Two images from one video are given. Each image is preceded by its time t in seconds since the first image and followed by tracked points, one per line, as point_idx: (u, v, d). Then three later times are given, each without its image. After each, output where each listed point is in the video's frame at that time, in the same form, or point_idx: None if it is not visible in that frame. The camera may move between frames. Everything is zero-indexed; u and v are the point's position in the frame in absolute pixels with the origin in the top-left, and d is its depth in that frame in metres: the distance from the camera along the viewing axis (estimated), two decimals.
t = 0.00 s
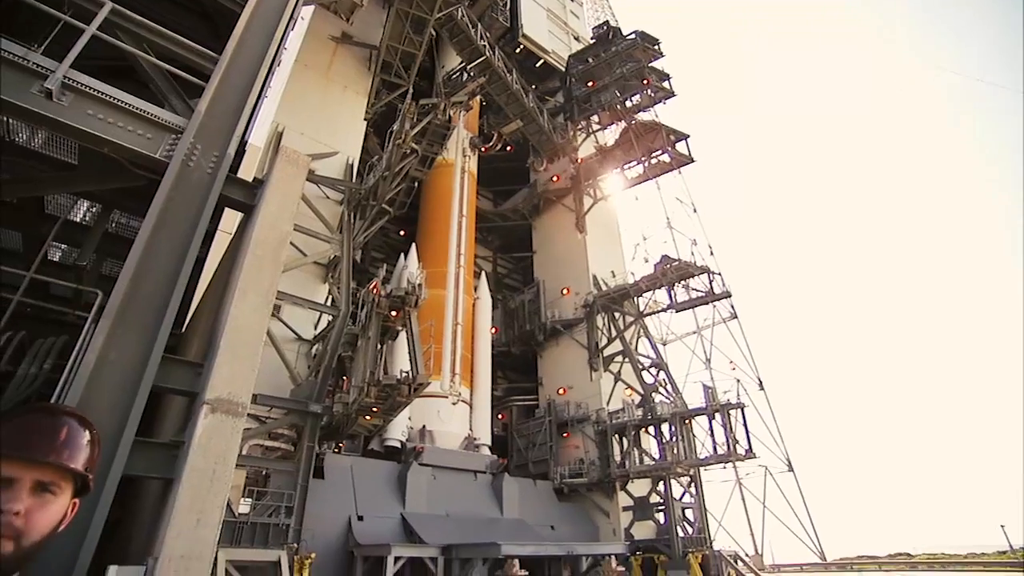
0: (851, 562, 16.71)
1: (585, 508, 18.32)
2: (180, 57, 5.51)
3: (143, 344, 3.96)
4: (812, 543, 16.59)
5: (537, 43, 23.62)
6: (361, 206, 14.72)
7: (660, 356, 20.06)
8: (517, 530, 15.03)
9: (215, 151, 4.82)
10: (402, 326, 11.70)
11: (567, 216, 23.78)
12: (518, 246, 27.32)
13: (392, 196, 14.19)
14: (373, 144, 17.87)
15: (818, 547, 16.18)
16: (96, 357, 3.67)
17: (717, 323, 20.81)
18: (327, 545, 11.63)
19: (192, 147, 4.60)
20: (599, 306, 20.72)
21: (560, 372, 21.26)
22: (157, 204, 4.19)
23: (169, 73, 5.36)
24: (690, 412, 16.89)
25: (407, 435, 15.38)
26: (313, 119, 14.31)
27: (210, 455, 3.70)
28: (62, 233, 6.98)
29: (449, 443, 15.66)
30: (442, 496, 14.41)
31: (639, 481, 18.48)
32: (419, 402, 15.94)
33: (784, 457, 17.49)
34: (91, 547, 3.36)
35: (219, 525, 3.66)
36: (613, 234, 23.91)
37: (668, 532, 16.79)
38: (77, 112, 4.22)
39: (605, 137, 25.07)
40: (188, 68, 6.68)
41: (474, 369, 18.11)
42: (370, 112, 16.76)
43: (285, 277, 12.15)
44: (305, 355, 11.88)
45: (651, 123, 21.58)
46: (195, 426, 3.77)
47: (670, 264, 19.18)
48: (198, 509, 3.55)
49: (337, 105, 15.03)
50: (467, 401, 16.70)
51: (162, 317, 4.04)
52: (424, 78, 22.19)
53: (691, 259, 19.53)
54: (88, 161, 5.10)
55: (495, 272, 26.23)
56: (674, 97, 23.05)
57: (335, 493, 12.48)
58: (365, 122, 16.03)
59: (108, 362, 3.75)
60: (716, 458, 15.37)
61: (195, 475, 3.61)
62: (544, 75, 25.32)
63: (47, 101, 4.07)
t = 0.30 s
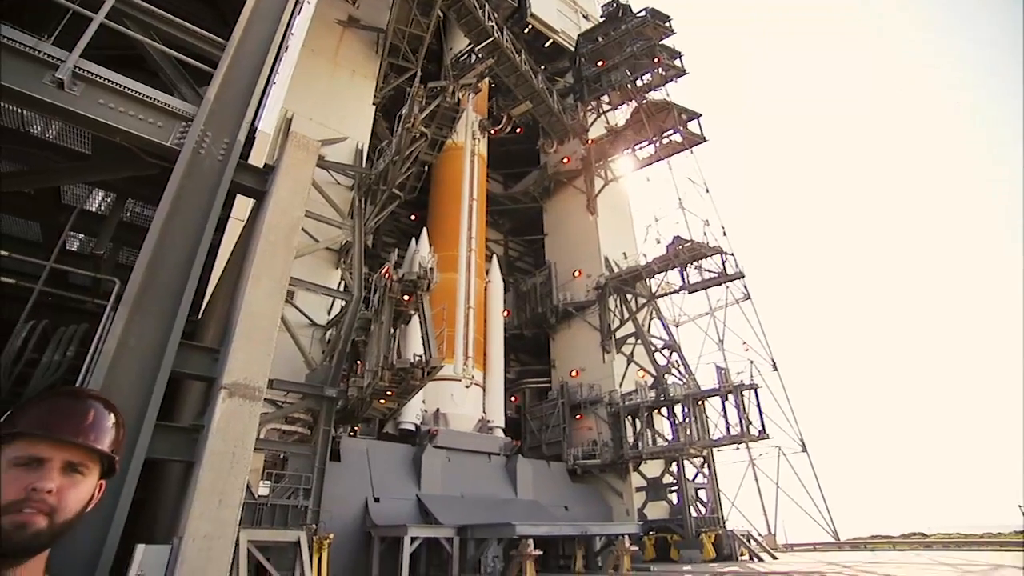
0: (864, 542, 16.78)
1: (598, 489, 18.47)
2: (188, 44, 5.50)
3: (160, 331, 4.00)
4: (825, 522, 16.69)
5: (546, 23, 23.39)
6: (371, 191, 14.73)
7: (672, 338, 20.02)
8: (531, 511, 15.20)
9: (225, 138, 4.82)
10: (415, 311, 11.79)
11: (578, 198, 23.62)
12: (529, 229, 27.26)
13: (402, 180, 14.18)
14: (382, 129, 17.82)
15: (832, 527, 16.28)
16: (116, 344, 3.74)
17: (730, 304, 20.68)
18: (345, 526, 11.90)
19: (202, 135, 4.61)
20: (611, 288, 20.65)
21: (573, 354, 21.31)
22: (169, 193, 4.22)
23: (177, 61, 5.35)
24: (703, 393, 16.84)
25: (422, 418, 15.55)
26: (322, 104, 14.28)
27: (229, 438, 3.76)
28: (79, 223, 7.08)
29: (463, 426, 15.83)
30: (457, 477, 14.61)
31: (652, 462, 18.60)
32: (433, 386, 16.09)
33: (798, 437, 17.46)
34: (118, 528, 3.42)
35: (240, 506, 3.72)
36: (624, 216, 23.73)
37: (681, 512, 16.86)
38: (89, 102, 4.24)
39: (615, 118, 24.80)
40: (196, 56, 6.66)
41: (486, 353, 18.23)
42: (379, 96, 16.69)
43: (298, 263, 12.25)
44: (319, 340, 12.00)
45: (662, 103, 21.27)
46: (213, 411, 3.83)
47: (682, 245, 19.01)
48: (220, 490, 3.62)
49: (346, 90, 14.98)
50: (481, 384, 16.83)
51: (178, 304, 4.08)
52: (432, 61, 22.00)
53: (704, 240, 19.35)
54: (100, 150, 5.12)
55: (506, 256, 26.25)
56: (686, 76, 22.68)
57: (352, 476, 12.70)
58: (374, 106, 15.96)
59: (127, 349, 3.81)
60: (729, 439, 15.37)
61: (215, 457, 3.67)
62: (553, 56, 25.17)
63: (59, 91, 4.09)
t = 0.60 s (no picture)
0: (881, 519, 16.78)
1: (614, 468, 18.62)
2: (197, 29, 5.47)
3: (181, 316, 4.05)
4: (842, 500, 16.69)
5: None
6: (384, 174, 14.73)
7: (687, 316, 19.95)
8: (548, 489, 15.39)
9: (237, 123, 4.82)
10: (429, 292, 11.88)
11: (591, 177, 23.41)
12: (542, 209, 27.11)
13: (413, 162, 14.15)
14: (393, 111, 17.76)
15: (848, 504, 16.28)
16: (138, 328, 3.80)
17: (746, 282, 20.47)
18: (365, 504, 12.19)
19: (215, 120, 4.61)
20: (625, 267, 20.54)
21: (587, 334, 21.35)
22: (185, 179, 4.24)
23: (187, 46, 5.32)
24: (718, 371, 16.74)
25: (438, 399, 15.73)
26: (333, 87, 14.23)
27: (250, 419, 3.81)
28: (98, 211, 7.19)
29: (479, 406, 16.01)
30: (474, 456, 14.79)
31: (667, 440, 18.68)
32: (449, 367, 16.23)
33: (816, 415, 17.34)
34: (146, 506, 3.48)
35: (263, 485, 3.77)
36: (638, 195, 23.49)
37: (697, 490, 16.94)
38: (102, 90, 4.26)
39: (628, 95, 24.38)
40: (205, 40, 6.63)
41: (501, 333, 18.33)
42: (389, 78, 16.57)
43: (313, 247, 12.35)
44: (335, 323, 12.15)
45: (676, 79, 20.89)
46: (234, 392, 3.87)
47: (697, 224, 18.76)
48: (243, 470, 3.67)
49: (356, 72, 14.88)
50: (496, 364, 16.96)
51: (196, 288, 4.13)
52: (441, 40, 21.75)
53: (719, 218, 19.09)
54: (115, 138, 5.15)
55: (520, 236, 26.22)
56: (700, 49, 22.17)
57: (370, 456, 12.95)
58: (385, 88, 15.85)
59: (150, 334, 3.88)
60: (745, 417, 15.35)
61: (237, 437, 3.72)
62: (564, 33, 24.98)
63: (73, 79, 4.12)
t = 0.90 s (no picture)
0: (898, 498, 16.72)
1: (629, 447, 18.72)
2: (206, 13, 5.45)
3: (199, 300, 4.08)
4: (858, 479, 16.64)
5: None
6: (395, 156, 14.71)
7: (702, 296, 19.82)
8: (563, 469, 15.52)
9: (249, 107, 4.81)
10: (443, 274, 11.90)
11: (603, 156, 23.16)
12: (555, 190, 26.92)
13: (425, 144, 14.12)
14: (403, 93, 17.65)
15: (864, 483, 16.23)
16: (158, 312, 3.85)
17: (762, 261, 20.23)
18: (383, 484, 12.43)
19: (226, 105, 4.61)
20: (639, 247, 20.37)
21: (601, 314, 21.33)
22: (198, 164, 4.26)
23: (197, 30, 5.31)
24: (733, 349, 16.55)
25: (453, 380, 15.86)
26: (343, 70, 14.16)
27: (269, 400, 3.71)
28: (116, 198, 7.28)
29: (494, 387, 16.14)
30: (490, 437, 14.94)
31: (682, 420, 18.72)
32: (464, 348, 16.36)
33: (832, 395, 17.24)
34: (170, 487, 3.46)
35: (285, 466, 3.68)
36: (651, 174, 23.20)
37: (712, 469, 16.98)
38: (114, 76, 4.28)
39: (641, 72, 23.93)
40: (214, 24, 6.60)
41: (515, 314, 18.35)
42: (399, 59, 16.43)
43: (326, 231, 12.43)
44: (350, 306, 12.27)
45: (690, 54, 20.42)
46: (253, 374, 3.78)
47: (712, 202, 18.49)
48: (263, 451, 3.58)
49: (365, 54, 14.77)
50: (511, 345, 17.03)
51: (213, 272, 4.15)
52: (451, 20, 21.47)
53: (734, 196, 18.80)
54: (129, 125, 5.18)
55: (533, 217, 26.13)
56: (715, 23, 21.62)
57: (387, 437, 13.16)
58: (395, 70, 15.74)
59: (169, 317, 3.93)
60: (760, 396, 15.30)
61: (257, 419, 3.63)
62: (575, 9, 24.46)
63: (85, 66, 4.14)
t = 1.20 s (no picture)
0: (915, 476, 16.62)
1: (643, 426, 18.80)
2: None
3: (217, 282, 4.12)
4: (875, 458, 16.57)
5: None
6: (407, 138, 14.66)
7: (717, 274, 19.62)
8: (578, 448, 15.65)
9: (260, 90, 4.79)
10: (456, 256, 11.91)
11: (616, 134, 22.86)
12: (567, 169, 26.69)
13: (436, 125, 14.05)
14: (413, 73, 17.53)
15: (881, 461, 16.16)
16: (177, 295, 3.90)
17: (778, 239, 19.95)
18: (401, 462, 12.65)
19: (238, 88, 4.61)
20: (653, 226, 20.18)
21: (615, 294, 21.28)
22: (211, 147, 4.28)
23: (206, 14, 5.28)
24: (749, 329, 16.50)
25: (468, 361, 15.98)
26: (353, 51, 14.06)
27: (288, 381, 3.76)
28: (132, 184, 7.36)
29: (509, 367, 16.25)
30: (505, 416, 15.08)
31: (697, 399, 18.71)
32: (478, 329, 16.45)
33: (849, 373, 17.09)
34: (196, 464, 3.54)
35: (304, 446, 3.73)
36: (666, 152, 22.86)
37: (727, 447, 16.99)
38: (126, 62, 4.28)
39: (655, 47, 23.41)
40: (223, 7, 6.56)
41: (529, 295, 18.37)
42: (409, 39, 16.25)
43: (340, 214, 12.48)
44: (365, 289, 12.36)
45: (705, 28, 19.82)
46: (271, 355, 3.83)
47: (727, 179, 18.15)
48: (283, 431, 3.65)
49: (375, 35, 14.63)
50: (525, 326, 17.07)
51: (229, 255, 4.18)
52: None
53: (751, 172, 18.46)
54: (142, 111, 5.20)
55: (546, 197, 26.00)
56: None
57: (404, 417, 13.33)
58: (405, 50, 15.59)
59: (188, 300, 3.97)
60: (776, 375, 15.22)
61: (276, 399, 3.69)
62: None
63: (98, 53, 4.15)
